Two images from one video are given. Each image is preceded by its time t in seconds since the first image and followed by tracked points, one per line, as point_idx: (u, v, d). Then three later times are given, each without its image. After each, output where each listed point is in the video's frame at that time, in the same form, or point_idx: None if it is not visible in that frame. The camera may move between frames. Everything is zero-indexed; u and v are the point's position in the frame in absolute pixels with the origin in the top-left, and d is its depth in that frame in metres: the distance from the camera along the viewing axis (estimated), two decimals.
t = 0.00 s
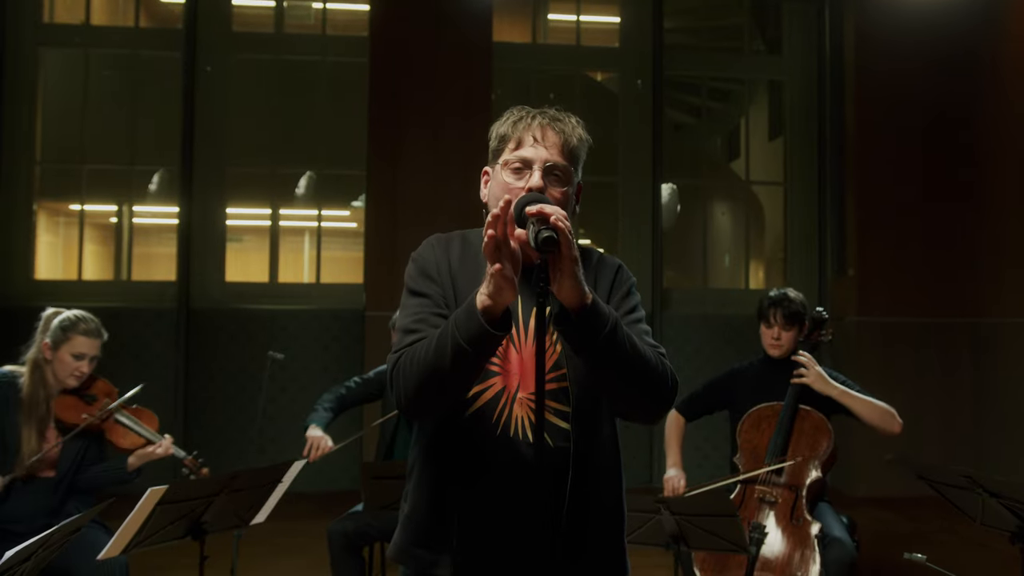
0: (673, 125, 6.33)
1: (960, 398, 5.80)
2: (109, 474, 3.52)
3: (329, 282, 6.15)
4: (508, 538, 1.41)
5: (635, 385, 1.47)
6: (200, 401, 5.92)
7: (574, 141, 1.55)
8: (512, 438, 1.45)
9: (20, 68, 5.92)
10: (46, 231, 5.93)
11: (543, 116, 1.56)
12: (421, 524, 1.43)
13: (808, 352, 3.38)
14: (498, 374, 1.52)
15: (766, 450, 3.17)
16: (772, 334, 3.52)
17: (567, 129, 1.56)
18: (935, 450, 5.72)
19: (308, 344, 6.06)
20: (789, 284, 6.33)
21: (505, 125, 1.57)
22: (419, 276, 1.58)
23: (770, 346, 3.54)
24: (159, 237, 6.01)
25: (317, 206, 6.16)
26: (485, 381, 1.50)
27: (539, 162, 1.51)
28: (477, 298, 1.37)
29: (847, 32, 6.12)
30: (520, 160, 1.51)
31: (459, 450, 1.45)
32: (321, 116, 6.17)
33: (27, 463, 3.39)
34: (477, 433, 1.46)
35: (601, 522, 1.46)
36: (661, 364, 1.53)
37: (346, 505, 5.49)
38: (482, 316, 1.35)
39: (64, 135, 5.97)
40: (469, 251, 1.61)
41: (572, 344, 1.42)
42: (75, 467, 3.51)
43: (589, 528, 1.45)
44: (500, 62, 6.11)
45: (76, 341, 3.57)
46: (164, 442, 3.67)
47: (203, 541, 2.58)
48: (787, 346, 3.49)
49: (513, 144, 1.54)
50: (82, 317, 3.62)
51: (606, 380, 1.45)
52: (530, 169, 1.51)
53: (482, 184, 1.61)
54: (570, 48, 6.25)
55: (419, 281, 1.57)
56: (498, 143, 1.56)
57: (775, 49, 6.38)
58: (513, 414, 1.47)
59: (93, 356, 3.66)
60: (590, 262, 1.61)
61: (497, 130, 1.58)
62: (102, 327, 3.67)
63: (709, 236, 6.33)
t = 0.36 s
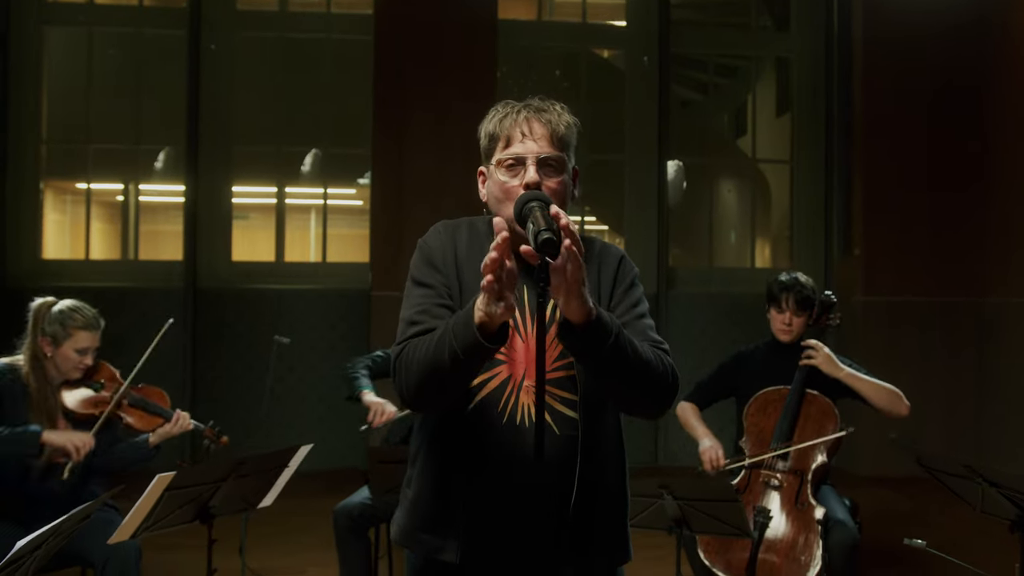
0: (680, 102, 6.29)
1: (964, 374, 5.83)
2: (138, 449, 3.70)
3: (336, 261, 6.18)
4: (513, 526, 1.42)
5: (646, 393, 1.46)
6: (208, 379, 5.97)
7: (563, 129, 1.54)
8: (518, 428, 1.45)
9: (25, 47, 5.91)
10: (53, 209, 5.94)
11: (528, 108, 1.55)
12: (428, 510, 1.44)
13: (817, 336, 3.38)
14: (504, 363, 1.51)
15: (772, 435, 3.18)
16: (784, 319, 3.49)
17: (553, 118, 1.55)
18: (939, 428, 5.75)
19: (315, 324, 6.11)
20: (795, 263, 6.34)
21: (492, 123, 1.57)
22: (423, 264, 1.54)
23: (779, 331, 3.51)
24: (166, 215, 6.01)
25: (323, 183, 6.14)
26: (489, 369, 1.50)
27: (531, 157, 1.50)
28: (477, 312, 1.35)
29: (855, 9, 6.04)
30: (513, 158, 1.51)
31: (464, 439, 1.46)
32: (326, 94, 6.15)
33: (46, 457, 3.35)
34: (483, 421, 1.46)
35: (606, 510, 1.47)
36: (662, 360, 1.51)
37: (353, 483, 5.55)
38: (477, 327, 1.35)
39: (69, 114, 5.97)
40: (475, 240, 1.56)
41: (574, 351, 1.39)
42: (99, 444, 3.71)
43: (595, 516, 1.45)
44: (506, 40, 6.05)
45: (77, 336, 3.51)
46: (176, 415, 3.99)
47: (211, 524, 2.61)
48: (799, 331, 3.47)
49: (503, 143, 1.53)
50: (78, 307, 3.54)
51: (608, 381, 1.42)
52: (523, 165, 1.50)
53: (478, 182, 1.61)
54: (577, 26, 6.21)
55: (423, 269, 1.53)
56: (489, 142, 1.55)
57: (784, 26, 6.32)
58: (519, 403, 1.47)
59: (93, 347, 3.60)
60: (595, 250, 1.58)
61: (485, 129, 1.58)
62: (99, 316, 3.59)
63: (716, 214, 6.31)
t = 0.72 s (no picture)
0: (685, 84, 6.29)
1: (969, 358, 5.81)
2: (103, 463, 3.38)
3: (341, 245, 6.19)
4: (517, 523, 1.35)
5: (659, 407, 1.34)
6: (214, 362, 6.03)
7: (566, 128, 1.52)
8: (523, 421, 1.37)
9: (28, 31, 5.86)
10: (59, 191, 5.95)
11: (529, 109, 1.53)
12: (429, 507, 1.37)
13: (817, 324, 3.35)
14: (510, 356, 1.40)
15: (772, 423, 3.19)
16: (785, 308, 3.47)
17: (556, 117, 1.53)
18: (943, 411, 5.76)
19: (320, 307, 6.12)
20: (798, 245, 6.33)
21: (495, 123, 1.55)
22: (428, 258, 1.47)
23: (781, 320, 3.50)
24: (171, 197, 6.03)
25: (328, 165, 6.16)
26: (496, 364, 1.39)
27: (534, 159, 1.49)
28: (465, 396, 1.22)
29: None
30: (516, 160, 1.49)
31: (468, 435, 1.38)
32: (330, 76, 6.13)
33: (18, 450, 3.23)
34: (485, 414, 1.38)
35: (614, 504, 1.39)
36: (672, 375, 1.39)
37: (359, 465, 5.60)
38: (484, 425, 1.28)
39: (74, 97, 5.96)
40: (484, 231, 1.51)
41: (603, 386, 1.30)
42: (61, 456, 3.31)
43: (602, 514, 1.38)
44: (512, 22, 6.01)
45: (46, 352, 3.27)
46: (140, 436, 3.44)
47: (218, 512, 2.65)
48: (799, 318, 3.46)
49: (506, 144, 1.52)
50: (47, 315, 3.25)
51: (623, 406, 1.30)
52: (526, 167, 1.49)
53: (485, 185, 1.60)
54: (583, 8, 6.16)
55: (428, 264, 1.46)
56: (492, 144, 1.53)
57: (790, 7, 6.27)
58: (525, 397, 1.38)
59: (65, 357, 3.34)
60: (601, 245, 1.48)
61: (488, 129, 1.56)
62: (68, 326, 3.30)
63: (720, 196, 6.33)
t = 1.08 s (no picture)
0: (691, 64, 6.25)
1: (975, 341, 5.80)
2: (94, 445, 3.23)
3: (346, 228, 6.21)
4: (520, 525, 1.36)
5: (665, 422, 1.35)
6: (221, 345, 6.07)
7: (572, 123, 1.50)
8: (525, 422, 1.38)
9: (31, 11, 5.83)
10: (66, 173, 5.95)
11: (536, 104, 1.52)
12: (434, 507, 1.39)
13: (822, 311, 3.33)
14: (513, 356, 1.41)
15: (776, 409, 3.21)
16: (789, 299, 3.44)
17: (562, 112, 1.51)
18: (948, 394, 5.77)
19: (326, 291, 6.14)
20: (804, 228, 6.32)
21: (500, 118, 1.54)
22: (433, 257, 1.48)
23: (786, 311, 3.48)
24: (177, 179, 6.06)
25: (333, 147, 6.14)
26: (498, 364, 1.40)
27: (538, 154, 1.47)
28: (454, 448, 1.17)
29: None
30: (521, 154, 1.48)
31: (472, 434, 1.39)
32: (334, 56, 6.10)
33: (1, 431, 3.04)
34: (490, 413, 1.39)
35: (616, 500, 1.41)
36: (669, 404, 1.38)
37: (366, 448, 5.65)
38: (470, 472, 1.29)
39: (78, 79, 5.93)
40: (488, 226, 1.51)
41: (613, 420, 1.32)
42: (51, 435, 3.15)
43: (605, 510, 1.40)
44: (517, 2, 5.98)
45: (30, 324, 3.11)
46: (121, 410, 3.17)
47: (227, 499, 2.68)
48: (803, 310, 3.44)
49: (511, 138, 1.50)
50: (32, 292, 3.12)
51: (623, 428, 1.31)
52: (531, 161, 1.48)
53: (489, 178, 1.59)
54: None
55: (432, 263, 1.48)
56: (497, 138, 1.52)
57: None
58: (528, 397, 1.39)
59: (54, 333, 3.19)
60: (605, 244, 1.48)
61: (493, 124, 1.54)
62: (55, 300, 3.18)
63: (726, 177, 6.30)
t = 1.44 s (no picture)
0: (699, 44, 6.20)
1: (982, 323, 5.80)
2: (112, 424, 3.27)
3: (354, 211, 6.23)
4: (525, 520, 1.39)
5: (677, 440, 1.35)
6: (231, 327, 6.11)
7: (588, 125, 1.51)
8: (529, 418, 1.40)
9: None
10: (75, 155, 5.95)
11: (555, 101, 1.52)
12: (441, 501, 1.42)
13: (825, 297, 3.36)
14: (517, 354, 1.43)
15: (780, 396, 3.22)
16: (790, 286, 3.45)
17: (580, 112, 1.51)
18: (954, 377, 5.78)
19: (334, 273, 6.17)
20: (813, 209, 6.29)
21: (518, 110, 1.54)
22: (436, 257, 1.50)
23: (788, 297, 3.49)
24: (185, 160, 6.07)
25: (341, 129, 6.15)
26: (502, 363, 1.42)
27: (551, 151, 1.48)
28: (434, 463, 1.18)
29: None
30: (534, 148, 1.48)
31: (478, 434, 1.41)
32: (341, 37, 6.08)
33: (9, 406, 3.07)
34: (495, 410, 1.41)
35: (619, 496, 1.44)
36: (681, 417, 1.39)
37: (374, 430, 5.70)
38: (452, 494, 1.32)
39: (86, 61, 5.93)
40: (491, 225, 1.53)
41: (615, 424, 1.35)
42: (65, 403, 3.15)
43: (610, 507, 1.42)
44: None
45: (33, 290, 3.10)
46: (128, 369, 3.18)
47: (237, 485, 2.71)
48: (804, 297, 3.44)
49: (526, 131, 1.51)
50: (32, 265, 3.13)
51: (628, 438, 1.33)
52: (542, 157, 1.48)
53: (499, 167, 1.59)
54: None
55: (435, 262, 1.49)
56: (512, 129, 1.53)
57: None
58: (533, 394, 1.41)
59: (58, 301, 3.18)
60: (610, 242, 1.50)
61: (511, 115, 1.55)
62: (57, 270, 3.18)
63: (734, 158, 6.28)
